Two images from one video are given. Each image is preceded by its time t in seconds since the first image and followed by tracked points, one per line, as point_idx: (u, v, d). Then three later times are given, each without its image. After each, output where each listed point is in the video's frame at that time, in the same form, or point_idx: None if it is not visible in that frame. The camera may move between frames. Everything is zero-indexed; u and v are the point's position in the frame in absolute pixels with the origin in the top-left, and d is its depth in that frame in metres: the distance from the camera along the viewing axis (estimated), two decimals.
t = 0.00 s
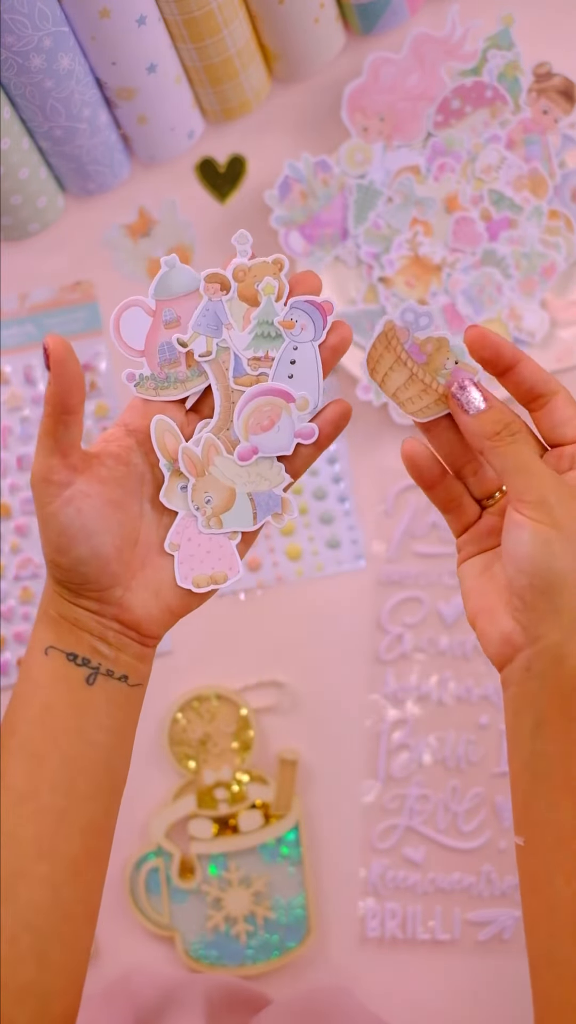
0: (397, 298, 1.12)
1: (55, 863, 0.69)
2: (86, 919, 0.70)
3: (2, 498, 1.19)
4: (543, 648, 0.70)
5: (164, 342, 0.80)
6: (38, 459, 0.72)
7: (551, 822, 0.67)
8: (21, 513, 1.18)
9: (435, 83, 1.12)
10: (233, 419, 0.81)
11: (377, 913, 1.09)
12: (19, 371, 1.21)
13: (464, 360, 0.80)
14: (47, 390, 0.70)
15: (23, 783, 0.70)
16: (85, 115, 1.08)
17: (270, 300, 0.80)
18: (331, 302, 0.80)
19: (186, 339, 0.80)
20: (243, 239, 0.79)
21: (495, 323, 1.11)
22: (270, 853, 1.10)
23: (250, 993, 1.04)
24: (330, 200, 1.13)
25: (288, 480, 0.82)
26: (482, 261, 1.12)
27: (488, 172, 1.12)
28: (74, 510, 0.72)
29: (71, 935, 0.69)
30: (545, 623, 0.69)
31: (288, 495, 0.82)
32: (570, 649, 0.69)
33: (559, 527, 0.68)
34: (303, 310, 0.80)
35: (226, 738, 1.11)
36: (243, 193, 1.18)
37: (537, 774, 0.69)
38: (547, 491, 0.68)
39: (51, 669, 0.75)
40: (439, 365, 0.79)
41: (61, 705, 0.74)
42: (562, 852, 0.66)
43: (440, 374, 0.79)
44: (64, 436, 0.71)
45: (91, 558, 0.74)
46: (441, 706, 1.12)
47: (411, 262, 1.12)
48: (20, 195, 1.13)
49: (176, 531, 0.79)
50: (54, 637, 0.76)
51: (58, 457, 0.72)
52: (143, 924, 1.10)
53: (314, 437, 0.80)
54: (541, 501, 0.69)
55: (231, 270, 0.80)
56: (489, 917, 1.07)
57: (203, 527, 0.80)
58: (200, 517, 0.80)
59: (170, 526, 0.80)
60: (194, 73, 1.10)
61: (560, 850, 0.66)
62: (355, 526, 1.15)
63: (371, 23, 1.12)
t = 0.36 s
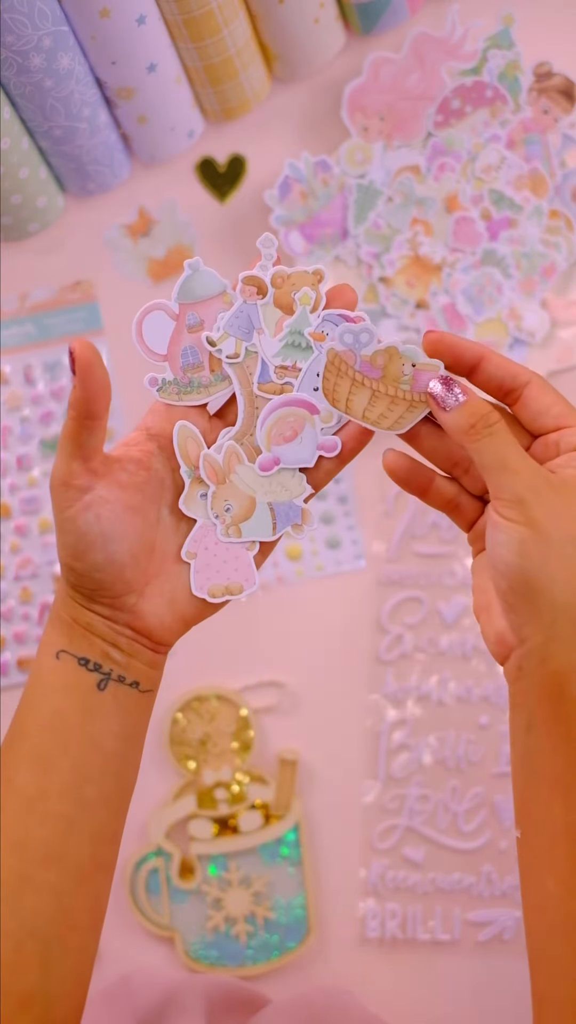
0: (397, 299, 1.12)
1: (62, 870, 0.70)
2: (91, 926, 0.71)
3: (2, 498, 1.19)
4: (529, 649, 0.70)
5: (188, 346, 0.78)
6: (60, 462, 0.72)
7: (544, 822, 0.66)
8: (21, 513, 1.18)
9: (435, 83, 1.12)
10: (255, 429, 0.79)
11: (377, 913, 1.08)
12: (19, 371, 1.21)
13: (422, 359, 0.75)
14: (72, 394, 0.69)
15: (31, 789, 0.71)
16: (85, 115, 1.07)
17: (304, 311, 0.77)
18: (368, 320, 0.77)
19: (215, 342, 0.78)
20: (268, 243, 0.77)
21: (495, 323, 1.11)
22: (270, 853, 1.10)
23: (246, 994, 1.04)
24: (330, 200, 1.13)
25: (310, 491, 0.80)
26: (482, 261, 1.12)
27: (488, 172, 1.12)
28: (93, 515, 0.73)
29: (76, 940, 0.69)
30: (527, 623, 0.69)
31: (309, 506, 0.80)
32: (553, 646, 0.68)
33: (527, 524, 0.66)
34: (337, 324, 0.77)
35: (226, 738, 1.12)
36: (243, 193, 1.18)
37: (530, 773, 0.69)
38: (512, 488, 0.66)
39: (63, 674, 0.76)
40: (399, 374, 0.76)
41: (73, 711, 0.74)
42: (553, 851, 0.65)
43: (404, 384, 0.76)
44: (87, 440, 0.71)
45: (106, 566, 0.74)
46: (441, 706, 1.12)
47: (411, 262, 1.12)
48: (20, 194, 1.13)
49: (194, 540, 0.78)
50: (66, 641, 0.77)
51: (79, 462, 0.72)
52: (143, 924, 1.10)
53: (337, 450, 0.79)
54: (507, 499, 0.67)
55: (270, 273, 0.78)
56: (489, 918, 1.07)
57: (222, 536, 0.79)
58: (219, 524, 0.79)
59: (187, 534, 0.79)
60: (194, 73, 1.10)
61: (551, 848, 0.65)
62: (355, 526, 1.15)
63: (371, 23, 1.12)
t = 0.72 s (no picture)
0: (397, 298, 1.12)
1: (62, 871, 0.70)
2: (92, 926, 0.71)
3: (1, 497, 1.19)
4: (526, 646, 0.70)
5: (191, 350, 0.76)
6: (59, 466, 0.71)
7: (542, 821, 0.66)
8: (21, 513, 1.18)
9: (435, 83, 1.12)
10: (256, 438, 0.77)
11: (377, 913, 1.08)
12: (19, 371, 1.21)
13: (400, 367, 0.73)
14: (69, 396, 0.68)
15: (31, 791, 0.72)
16: (85, 115, 1.07)
17: (308, 317, 0.75)
18: (377, 335, 0.74)
19: (217, 348, 0.76)
20: (268, 244, 0.73)
21: (495, 323, 1.11)
22: (270, 853, 1.10)
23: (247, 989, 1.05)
24: (330, 200, 1.13)
25: (313, 500, 0.78)
26: (481, 261, 1.12)
27: (488, 172, 1.12)
28: (93, 519, 0.72)
29: (77, 940, 0.70)
30: (524, 622, 0.69)
31: (311, 515, 0.78)
32: (548, 645, 0.68)
33: (526, 523, 0.67)
34: (346, 335, 0.74)
35: (226, 738, 1.12)
36: (242, 193, 1.18)
37: (529, 772, 0.68)
38: (511, 487, 0.67)
39: (62, 675, 0.76)
40: (388, 392, 0.74)
41: (72, 712, 0.74)
42: (552, 849, 0.65)
43: (399, 398, 0.74)
44: (87, 443, 0.70)
45: (106, 568, 0.73)
46: (441, 706, 1.11)
47: (411, 262, 1.12)
48: (20, 194, 1.13)
49: (194, 546, 0.78)
50: (66, 642, 0.77)
51: (80, 465, 0.71)
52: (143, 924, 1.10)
53: (339, 458, 0.77)
54: (508, 499, 0.67)
55: (272, 280, 0.75)
56: (489, 918, 1.07)
57: (223, 542, 0.78)
58: (220, 531, 0.78)
59: (188, 539, 0.78)
60: (194, 73, 1.10)
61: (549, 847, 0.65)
62: (355, 527, 1.15)
63: (371, 23, 1.12)
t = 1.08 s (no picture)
0: (397, 298, 1.12)
1: (71, 860, 0.70)
2: (100, 916, 0.71)
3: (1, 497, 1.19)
4: (484, 652, 0.69)
5: (215, 344, 0.78)
6: (73, 456, 0.73)
7: (511, 821, 0.66)
8: (21, 513, 1.18)
9: (435, 82, 1.12)
10: (275, 436, 0.79)
11: (377, 913, 1.08)
12: (19, 371, 1.21)
13: (392, 357, 0.76)
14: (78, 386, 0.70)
15: (41, 778, 0.71)
16: (85, 115, 1.07)
17: (334, 318, 0.76)
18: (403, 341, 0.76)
19: (242, 344, 0.77)
20: (299, 245, 0.75)
21: (495, 323, 1.11)
22: (270, 853, 1.10)
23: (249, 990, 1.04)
24: (330, 200, 1.13)
25: (328, 500, 0.81)
26: (482, 261, 1.12)
27: (488, 172, 1.12)
28: (104, 510, 0.73)
29: (86, 931, 0.69)
30: (483, 624, 0.68)
31: (325, 515, 0.81)
32: (504, 647, 0.67)
33: (488, 529, 0.66)
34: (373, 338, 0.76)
35: (226, 738, 1.12)
36: (242, 193, 1.17)
37: (495, 772, 0.68)
38: (473, 492, 0.66)
39: (72, 666, 0.76)
40: (368, 372, 0.76)
41: (80, 702, 0.74)
42: (525, 850, 0.65)
43: (372, 383, 0.76)
44: (98, 432, 0.71)
45: (116, 561, 0.74)
46: (441, 706, 1.11)
47: (411, 262, 1.12)
48: (20, 194, 1.13)
49: (206, 542, 0.79)
50: (75, 633, 0.77)
51: (92, 455, 0.72)
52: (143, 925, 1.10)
53: (355, 459, 0.79)
54: (470, 502, 0.67)
55: (301, 281, 0.77)
56: (489, 918, 1.07)
57: (237, 538, 0.80)
58: (235, 527, 0.80)
59: (201, 535, 0.80)
60: (194, 73, 1.10)
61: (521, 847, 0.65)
62: (355, 526, 1.15)
63: (371, 23, 1.12)
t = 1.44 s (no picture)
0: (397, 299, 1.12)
1: (82, 850, 0.71)
2: (110, 906, 0.72)
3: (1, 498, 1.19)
4: (521, 609, 0.69)
5: (232, 340, 0.79)
6: (89, 447, 0.73)
7: (544, 779, 0.66)
8: (21, 513, 1.18)
9: (435, 82, 1.12)
10: (288, 430, 0.81)
11: (377, 913, 1.08)
12: (19, 371, 1.21)
13: (375, 328, 0.77)
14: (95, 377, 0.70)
15: (54, 769, 0.72)
16: (85, 115, 1.07)
17: (350, 316, 0.77)
18: (415, 337, 0.77)
19: (258, 339, 0.78)
20: (317, 245, 0.76)
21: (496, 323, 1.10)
22: (270, 853, 1.10)
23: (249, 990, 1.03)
24: (330, 200, 1.13)
25: (340, 497, 0.82)
26: (481, 261, 1.12)
27: (488, 171, 1.12)
28: (119, 501, 0.74)
29: (96, 919, 0.70)
30: (520, 581, 0.68)
31: (337, 512, 0.83)
32: (544, 603, 0.67)
33: (513, 485, 0.66)
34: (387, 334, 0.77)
35: (226, 738, 1.12)
36: (242, 193, 1.17)
37: (531, 730, 0.68)
38: (495, 450, 0.66)
39: (85, 658, 0.77)
40: (353, 347, 0.77)
41: (93, 694, 0.75)
42: (556, 810, 0.64)
43: (359, 358, 0.78)
44: (114, 423, 0.72)
45: (131, 552, 0.75)
46: (441, 706, 1.11)
47: (411, 262, 1.12)
48: (19, 194, 1.13)
49: (220, 536, 0.81)
50: (89, 625, 0.78)
51: (108, 446, 0.73)
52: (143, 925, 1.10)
53: (367, 456, 0.81)
54: (492, 461, 0.67)
55: (318, 278, 0.77)
56: (489, 918, 1.07)
57: (250, 533, 0.82)
58: (247, 522, 0.81)
59: (215, 527, 0.81)
60: (194, 73, 1.10)
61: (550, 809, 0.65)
62: (355, 527, 1.15)
63: (371, 23, 1.12)
